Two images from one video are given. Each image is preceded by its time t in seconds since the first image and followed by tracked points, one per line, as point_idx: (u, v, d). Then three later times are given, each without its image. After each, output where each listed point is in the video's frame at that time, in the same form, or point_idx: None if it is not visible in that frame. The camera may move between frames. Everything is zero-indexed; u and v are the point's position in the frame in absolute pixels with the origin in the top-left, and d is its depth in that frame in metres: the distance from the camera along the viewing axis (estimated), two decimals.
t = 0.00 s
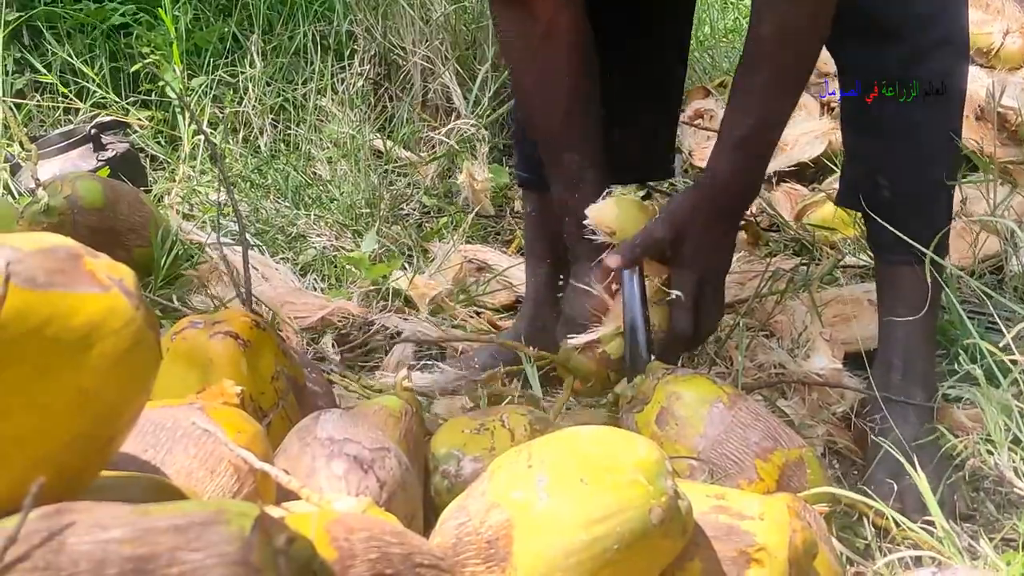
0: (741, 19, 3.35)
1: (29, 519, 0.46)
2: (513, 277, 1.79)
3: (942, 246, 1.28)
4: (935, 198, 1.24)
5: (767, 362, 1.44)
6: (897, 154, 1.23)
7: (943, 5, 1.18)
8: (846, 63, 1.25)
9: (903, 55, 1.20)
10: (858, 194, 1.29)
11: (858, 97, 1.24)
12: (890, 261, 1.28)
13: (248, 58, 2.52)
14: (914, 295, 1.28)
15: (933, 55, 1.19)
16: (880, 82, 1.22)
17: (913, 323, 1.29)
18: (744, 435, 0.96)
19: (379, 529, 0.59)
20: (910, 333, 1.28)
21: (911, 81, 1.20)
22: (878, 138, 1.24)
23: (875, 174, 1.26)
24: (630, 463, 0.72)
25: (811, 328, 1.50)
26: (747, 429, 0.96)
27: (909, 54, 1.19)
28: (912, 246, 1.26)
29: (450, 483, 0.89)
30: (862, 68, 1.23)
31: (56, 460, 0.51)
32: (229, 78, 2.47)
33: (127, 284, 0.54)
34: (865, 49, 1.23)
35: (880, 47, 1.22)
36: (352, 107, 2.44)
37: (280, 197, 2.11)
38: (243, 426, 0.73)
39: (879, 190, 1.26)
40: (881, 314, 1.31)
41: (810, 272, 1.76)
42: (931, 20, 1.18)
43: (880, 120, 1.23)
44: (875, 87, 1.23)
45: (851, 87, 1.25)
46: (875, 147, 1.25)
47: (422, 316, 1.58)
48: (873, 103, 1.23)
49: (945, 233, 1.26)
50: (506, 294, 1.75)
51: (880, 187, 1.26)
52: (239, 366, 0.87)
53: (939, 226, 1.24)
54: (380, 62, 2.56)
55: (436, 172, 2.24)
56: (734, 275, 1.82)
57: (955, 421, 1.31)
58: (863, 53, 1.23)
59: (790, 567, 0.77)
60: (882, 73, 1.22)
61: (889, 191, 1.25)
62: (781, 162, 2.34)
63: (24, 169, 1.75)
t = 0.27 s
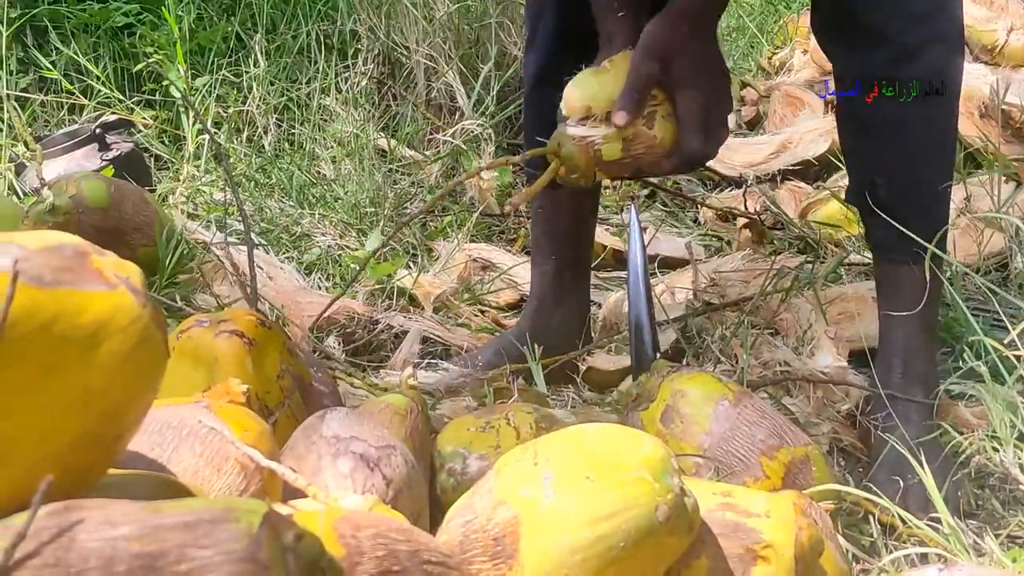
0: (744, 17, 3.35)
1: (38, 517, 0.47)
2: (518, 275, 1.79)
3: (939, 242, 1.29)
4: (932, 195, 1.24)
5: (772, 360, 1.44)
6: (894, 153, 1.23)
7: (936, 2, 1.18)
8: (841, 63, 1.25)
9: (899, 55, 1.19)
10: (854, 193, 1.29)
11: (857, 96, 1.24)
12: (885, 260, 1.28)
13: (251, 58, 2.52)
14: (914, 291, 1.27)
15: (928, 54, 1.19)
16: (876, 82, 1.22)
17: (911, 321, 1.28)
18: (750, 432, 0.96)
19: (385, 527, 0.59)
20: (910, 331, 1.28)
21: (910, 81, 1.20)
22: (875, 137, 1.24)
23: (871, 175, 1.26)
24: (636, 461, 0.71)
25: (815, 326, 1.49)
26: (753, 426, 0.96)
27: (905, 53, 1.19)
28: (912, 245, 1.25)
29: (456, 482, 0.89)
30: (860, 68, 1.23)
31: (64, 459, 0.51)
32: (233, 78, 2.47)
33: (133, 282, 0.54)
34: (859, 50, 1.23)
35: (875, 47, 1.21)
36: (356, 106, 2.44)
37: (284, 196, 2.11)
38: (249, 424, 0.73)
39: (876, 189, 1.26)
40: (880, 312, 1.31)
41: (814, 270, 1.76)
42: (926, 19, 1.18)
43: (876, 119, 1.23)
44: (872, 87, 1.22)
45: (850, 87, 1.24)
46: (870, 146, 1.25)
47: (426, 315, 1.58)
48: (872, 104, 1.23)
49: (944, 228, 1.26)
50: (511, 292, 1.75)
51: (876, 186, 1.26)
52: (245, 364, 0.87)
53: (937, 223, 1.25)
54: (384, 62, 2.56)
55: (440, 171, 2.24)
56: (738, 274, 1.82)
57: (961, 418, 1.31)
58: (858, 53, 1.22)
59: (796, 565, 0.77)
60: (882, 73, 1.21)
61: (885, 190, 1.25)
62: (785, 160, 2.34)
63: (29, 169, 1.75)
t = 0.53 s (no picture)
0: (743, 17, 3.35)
1: (38, 520, 0.47)
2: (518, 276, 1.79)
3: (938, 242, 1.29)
4: (928, 195, 1.24)
5: (772, 360, 1.44)
6: (888, 154, 1.23)
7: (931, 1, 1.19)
8: (837, 64, 1.25)
9: (898, 55, 1.19)
10: (850, 195, 1.29)
11: (857, 96, 1.24)
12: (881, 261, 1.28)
13: (250, 59, 2.53)
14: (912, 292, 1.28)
15: (925, 53, 1.19)
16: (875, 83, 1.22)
17: (910, 322, 1.28)
18: (749, 433, 0.96)
19: (385, 528, 0.59)
20: (909, 332, 1.28)
21: (910, 81, 1.20)
22: (871, 138, 1.24)
23: (866, 175, 1.26)
24: (636, 461, 0.72)
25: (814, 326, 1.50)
26: (752, 426, 0.96)
27: (901, 53, 1.19)
28: (908, 246, 1.25)
29: (455, 483, 0.89)
30: (858, 68, 1.23)
31: (64, 461, 0.51)
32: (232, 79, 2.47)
33: (134, 284, 0.54)
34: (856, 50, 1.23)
35: (872, 47, 1.21)
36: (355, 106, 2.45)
37: (283, 197, 2.11)
38: (249, 425, 0.74)
39: (870, 190, 1.26)
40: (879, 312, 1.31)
41: (813, 270, 1.76)
42: (921, 19, 1.19)
43: (873, 120, 1.23)
44: (872, 88, 1.22)
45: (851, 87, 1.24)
46: (865, 147, 1.25)
47: (426, 316, 1.58)
48: (871, 105, 1.23)
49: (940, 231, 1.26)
50: (510, 293, 1.75)
51: (870, 186, 1.26)
52: (245, 365, 0.88)
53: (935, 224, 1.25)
54: (383, 63, 2.56)
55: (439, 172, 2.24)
56: (738, 274, 1.82)
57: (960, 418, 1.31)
58: (855, 54, 1.23)
59: (795, 565, 0.77)
60: (881, 73, 1.21)
61: (880, 191, 1.25)
62: (784, 160, 2.34)
63: (28, 170, 1.75)
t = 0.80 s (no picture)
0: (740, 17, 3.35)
1: (28, 525, 0.46)
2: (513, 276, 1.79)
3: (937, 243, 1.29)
4: (926, 195, 1.24)
5: (767, 362, 1.44)
6: (885, 154, 1.24)
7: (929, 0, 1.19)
8: (835, 64, 1.25)
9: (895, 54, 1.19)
10: (847, 194, 1.30)
11: (857, 96, 1.24)
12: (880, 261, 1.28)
13: (246, 59, 2.52)
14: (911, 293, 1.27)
15: (923, 52, 1.19)
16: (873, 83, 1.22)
17: (906, 322, 1.28)
18: (745, 434, 0.96)
19: (378, 532, 0.59)
20: (904, 332, 1.28)
21: (910, 81, 1.20)
22: (870, 138, 1.24)
23: (865, 175, 1.26)
24: (631, 464, 0.71)
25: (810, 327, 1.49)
26: (748, 428, 0.96)
27: (899, 53, 1.19)
28: (906, 246, 1.25)
29: (450, 485, 0.89)
30: (856, 69, 1.23)
31: (55, 465, 0.51)
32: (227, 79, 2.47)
33: (125, 288, 0.53)
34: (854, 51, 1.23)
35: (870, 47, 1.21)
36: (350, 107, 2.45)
37: (279, 198, 2.11)
38: (242, 428, 0.73)
39: (868, 190, 1.26)
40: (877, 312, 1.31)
41: (809, 270, 1.76)
42: (920, 18, 1.18)
43: (870, 120, 1.23)
44: (870, 87, 1.22)
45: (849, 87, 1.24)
46: (863, 147, 1.25)
47: (421, 316, 1.58)
48: (870, 104, 1.23)
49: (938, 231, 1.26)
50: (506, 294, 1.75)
51: (869, 186, 1.26)
52: (239, 367, 0.87)
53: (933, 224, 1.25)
54: (378, 63, 2.55)
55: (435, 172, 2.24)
56: (733, 274, 1.82)
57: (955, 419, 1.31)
58: (852, 54, 1.23)
59: (791, 567, 0.77)
60: (880, 73, 1.21)
61: (878, 191, 1.25)
62: (780, 161, 2.34)
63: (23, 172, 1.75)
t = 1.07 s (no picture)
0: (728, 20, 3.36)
1: (14, 522, 0.46)
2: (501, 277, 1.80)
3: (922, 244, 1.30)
4: (914, 193, 1.25)
5: (754, 362, 1.45)
6: (882, 154, 1.24)
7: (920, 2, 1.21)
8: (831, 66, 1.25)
9: (897, 53, 1.20)
10: (836, 196, 1.30)
11: (857, 97, 1.23)
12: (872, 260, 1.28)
13: (233, 60, 2.52)
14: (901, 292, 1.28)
15: (917, 52, 1.21)
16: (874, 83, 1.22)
17: (891, 322, 1.29)
18: (731, 434, 0.96)
19: (365, 530, 0.59)
20: (890, 332, 1.29)
21: (910, 81, 1.21)
22: (866, 138, 1.24)
23: (854, 176, 1.26)
24: (618, 463, 0.72)
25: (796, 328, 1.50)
26: (734, 427, 0.97)
27: (897, 53, 1.20)
28: (895, 245, 1.26)
29: (438, 485, 0.89)
30: (856, 69, 1.22)
31: (42, 462, 0.51)
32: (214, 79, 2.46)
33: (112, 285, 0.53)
34: (848, 52, 1.23)
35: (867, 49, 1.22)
36: (338, 108, 2.44)
37: (266, 199, 2.10)
38: (230, 427, 0.73)
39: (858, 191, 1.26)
40: (863, 312, 1.32)
41: (796, 272, 1.76)
42: (915, 19, 1.20)
43: (865, 121, 1.24)
44: (871, 87, 1.22)
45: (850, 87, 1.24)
46: (853, 147, 1.25)
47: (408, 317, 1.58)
48: (870, 104, 1.23)
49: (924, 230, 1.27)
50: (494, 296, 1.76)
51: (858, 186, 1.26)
52: (226, 366, 0.87)
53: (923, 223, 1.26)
54: (366, 64, 2.55)
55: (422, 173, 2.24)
56: (720, 275, 1.82)
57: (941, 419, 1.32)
58: (849, 55, 1.23)
59: (777, 566, 0.77)
60: (881, 73, 1.21)
61: (868, 192, 1.26)
62: (767, 162, 2.35)
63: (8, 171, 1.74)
